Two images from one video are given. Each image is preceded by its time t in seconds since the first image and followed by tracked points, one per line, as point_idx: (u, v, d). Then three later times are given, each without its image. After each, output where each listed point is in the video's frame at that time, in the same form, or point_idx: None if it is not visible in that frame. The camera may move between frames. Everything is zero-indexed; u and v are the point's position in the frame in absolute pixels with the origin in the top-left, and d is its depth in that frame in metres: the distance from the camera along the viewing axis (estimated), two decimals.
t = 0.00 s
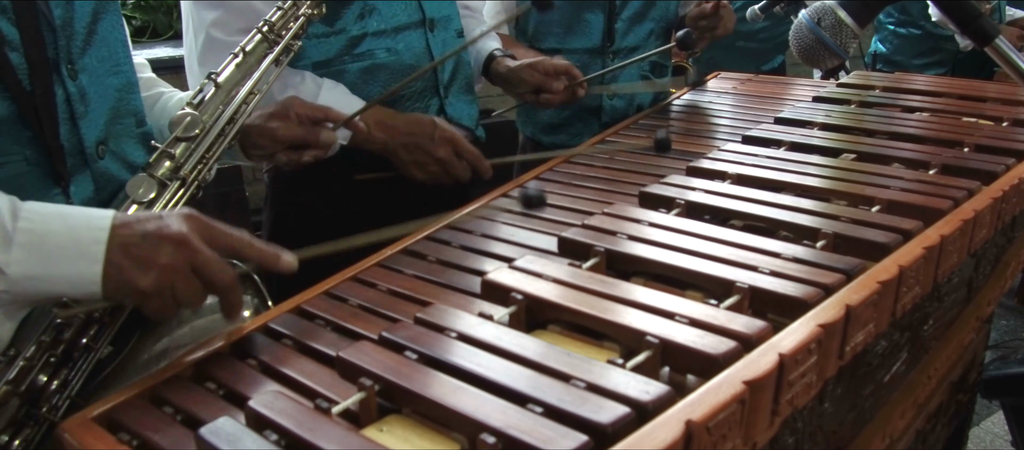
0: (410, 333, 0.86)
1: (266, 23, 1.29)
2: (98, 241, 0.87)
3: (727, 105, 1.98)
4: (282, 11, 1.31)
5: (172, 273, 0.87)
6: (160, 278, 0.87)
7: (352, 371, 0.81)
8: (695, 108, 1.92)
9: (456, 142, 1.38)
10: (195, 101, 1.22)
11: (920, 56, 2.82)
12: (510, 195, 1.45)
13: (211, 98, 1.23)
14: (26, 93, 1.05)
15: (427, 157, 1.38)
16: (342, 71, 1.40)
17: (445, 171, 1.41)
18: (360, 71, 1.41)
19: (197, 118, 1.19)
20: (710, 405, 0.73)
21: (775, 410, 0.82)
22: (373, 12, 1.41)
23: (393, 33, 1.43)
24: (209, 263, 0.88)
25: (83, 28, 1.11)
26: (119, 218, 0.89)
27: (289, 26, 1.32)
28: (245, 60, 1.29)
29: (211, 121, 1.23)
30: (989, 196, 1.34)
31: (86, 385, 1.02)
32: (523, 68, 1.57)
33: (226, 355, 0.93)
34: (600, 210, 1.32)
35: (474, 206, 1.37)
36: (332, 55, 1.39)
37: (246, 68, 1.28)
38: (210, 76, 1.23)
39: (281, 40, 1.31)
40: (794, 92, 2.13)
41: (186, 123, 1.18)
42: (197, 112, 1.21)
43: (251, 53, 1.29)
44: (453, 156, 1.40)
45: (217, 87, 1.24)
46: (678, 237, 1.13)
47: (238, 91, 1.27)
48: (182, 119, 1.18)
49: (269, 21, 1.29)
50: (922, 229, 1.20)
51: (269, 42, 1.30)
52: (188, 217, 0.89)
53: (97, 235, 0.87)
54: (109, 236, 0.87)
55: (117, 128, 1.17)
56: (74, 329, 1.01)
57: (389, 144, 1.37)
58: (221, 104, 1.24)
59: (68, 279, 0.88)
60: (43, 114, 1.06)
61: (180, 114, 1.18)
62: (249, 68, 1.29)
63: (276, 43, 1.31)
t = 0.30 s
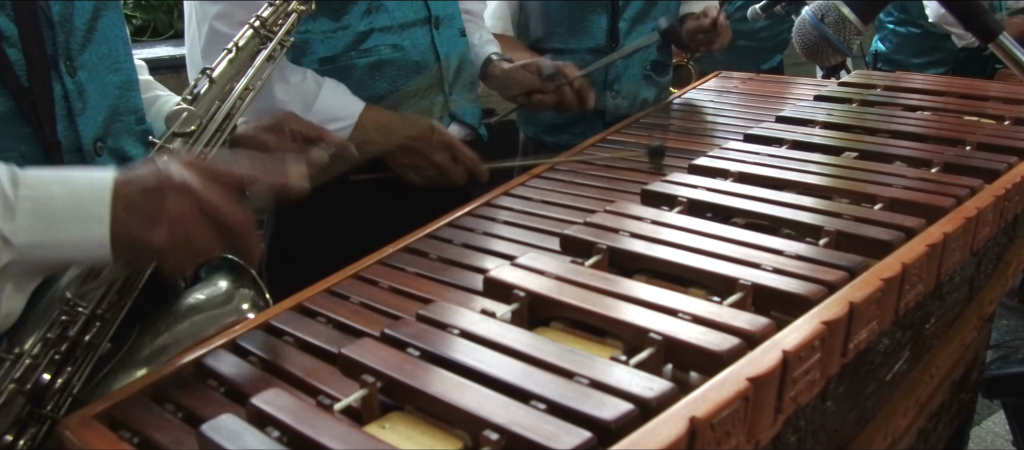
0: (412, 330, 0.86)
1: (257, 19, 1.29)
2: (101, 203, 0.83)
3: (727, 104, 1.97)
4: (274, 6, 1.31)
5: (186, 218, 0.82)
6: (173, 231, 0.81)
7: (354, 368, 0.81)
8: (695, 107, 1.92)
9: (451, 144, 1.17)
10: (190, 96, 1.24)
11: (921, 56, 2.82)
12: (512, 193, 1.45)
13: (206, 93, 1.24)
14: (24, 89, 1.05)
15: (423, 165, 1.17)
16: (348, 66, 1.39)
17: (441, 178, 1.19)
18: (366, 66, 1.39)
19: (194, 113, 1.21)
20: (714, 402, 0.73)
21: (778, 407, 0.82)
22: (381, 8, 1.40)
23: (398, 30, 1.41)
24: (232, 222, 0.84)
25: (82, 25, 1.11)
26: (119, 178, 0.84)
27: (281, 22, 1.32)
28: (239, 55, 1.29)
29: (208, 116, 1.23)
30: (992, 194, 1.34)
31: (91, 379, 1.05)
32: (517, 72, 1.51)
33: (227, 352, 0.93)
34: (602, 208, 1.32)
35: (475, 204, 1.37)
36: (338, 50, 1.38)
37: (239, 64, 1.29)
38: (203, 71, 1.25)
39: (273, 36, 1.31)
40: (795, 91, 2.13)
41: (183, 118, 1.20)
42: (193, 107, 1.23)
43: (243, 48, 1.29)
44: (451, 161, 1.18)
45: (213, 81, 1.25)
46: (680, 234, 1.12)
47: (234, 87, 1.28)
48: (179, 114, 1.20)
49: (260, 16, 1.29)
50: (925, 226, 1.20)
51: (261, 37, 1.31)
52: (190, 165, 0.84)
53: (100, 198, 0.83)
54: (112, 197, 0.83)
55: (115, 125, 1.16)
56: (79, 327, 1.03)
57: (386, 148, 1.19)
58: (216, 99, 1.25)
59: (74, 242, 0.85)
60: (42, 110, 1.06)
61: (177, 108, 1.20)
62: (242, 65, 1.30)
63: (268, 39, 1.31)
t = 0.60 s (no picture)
0: (409, 332, 0.86)
1: (273, 25, 1.31)
2: None
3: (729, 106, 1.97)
4: (290, 12, 1.33)
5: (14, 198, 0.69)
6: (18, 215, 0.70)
7: (350, 370, 0.81)
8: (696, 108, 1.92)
9: (421, 110, 1.24)
10: (199, 102, 1.25)
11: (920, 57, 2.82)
12: (509, 194, 1.45)
13: (217, 100, 1.25)
14: (25, 94, 1.06)
15: (400, 140, 1.25)
16: (342, 68, 1.38)
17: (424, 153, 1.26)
18: (360, 69, 1.38)
19: (202, 118, 1.20)
20: (710, 404, 0.73)
21: (775, 410, 0.82)
22: (373, 11, 1.39)
23: (392, 32, 1.41)
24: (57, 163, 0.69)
25: (84, 28, 1.12)
26: None
27: (297, 27, 1.34)
28: (252, 61, 1.31)
29: (216, 122, 1.24)
30: (990, 196, 1.34)
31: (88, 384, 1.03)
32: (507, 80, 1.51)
33: (224, 354, 0.93)
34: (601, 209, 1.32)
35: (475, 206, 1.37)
36: (331, 51, 1.38)
37: (252, 70, 1.30)
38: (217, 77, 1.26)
39: (288, 41, 1.33)
40: (795, 92, 2.13)
41: (191, 125, 1.19)
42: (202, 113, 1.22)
43: (258, 54, 1.31)
44: (426, 132, 1.25)
45: (223, 88, 1.26)
46: (678, 236, 1.12)
47: (243, 93, 1.28)
48: (187, 120, 1.19)
49: (277, 23, 1.31)
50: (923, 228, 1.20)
51: (276, 43, 1.32)
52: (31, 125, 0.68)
53: None
54: None
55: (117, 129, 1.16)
56: (74, 329, 1.02)
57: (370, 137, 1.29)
58: (226, 105, 1.26)
59: None
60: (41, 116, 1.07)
61: (186, 115, 1.19)
62: (255, 70, 1.31)
63: (284, 44, 1.33)
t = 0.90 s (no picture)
0: (411, 334, 0.86)
1: (270, 26, 1.28)
2: None
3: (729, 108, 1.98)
4: (286, 14, 1.30)
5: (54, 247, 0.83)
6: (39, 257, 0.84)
7: (353, 371, 0.81)
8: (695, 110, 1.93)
9: (405, 94, 1.25)
10: (200, 104, 1.24)
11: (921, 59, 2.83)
12: (510, 196, 1.45)
13: (217, 101, 1.24)
14: (28, 97, 1.08)
15: (385, 124, 1.29)
16: (341, 73, 1.41)
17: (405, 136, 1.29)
18: (359, 73, 1.41)
19: (203, 121, 1.20)
20: (710, 406, 0.73)
21: (775, 411, 0.83)
22: (372, 15, 1.41)
23: (390, 35, 1.44)
24: (99, 233, 0.84)
25: (88, 32, 1.13)
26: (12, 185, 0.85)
27: (295, 29, 1.31)
28: (250, 64, 1.28)
29: (218, 124, 1.24)
30: (989, 198, 1.34)
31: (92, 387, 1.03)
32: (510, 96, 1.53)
33: (227, 355, 0.93)
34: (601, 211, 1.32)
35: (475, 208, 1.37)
36: (331, 57, 1.41)
37: (250, 72, 1.28)
38: (214, 79, 1.23)
39: (286, 43, 1.31)
40: (795, 94, 2.13)
41: (192, 126, 1.19)
42: (203, 115, 1.22)
43: (255, 56, 1.28)
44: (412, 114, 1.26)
45: (222, 90, 1.24)
46: (679, 238, 1.13)
47: (244, 94, 1.28)
48: (188, 122, 1.19)
49: (274, 24, 1.28)
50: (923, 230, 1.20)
51: (274, 45, 1.30)
52: (70, 181, 0.83)
53: None
54: None
55: (122, 132, 1.16)
56: (81, 333, 1.03)
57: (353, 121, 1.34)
58: (227, 107, 1.25)
59: None
60: (46, 118, 1.09)
61: (186, 117, 1.19)
62: (254, 72, 1.29)
63: (281, 47, 1.31)
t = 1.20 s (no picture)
0: (411, 333, 0.86)
1: (275, 27, 1.29)
2: (26, 219, 0.83)
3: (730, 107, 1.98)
4: (291, 15, 1.31)
5: (108, 244, 0.82)
6: (95, 254, 0.82)
7: (353, 371, 0.81)
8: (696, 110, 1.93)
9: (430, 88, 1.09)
10: (205, 102, 1.24)
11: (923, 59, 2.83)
12: (510, 196, 1.45)
13: (222, 100, 1.25)
14: (36, 96, 1.06)
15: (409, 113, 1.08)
16: (344, 72, 1.41)
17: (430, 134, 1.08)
18: (361, 72, 1.41)
19: (208, 119, 1.23)
20: (710, 406, 0.73)
21: (775, 411, 0.82)
22: (374, 13, 1.41)
23: (393, 35, 1.44)
24: (144, 229, 0.82)
25: (92, 31, 1.11)
26: (50, 190, 0.83)
27: (300, 29, 1.32)
28: (254, 63, 1.30)
29: (221, 123, 1.25)
30: (990, 198, 1.34)
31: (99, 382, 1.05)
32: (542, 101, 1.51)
33: (228, 355, 0.93)
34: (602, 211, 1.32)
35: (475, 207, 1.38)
36: (335, 56, 1.41)
37: (255, 71, 1.30)
38: (219, 79, 1.24)
39: (290, 44, 1.31)
40: (796, 94, 2.13)
41: (197, 125, 1.22)
42: (208, 114, 1.23)
43: (260, 56, 1.30)
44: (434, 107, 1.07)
45: (227, 89, 1.25)
46: (680, 238, 1.13)
47: (249, 93, 1.29)
48: (192, 121, 1.22)
49: (278, 25, 1.29)
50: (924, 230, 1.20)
51: (278, 45, 1.31)
52: (105, 181, 0.81)
53: (28, 211, 0.83)
54: (40, 204, 0.83)
55: (125, 130, 1.16)
56: (87, 327, 1.03)
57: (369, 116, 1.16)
58: (230, 107, 1.26)
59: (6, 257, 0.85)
60: (54, 118, 1.07)
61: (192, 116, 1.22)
62: (258, 72, 1.30)
63: (285, 46, 1.31)
